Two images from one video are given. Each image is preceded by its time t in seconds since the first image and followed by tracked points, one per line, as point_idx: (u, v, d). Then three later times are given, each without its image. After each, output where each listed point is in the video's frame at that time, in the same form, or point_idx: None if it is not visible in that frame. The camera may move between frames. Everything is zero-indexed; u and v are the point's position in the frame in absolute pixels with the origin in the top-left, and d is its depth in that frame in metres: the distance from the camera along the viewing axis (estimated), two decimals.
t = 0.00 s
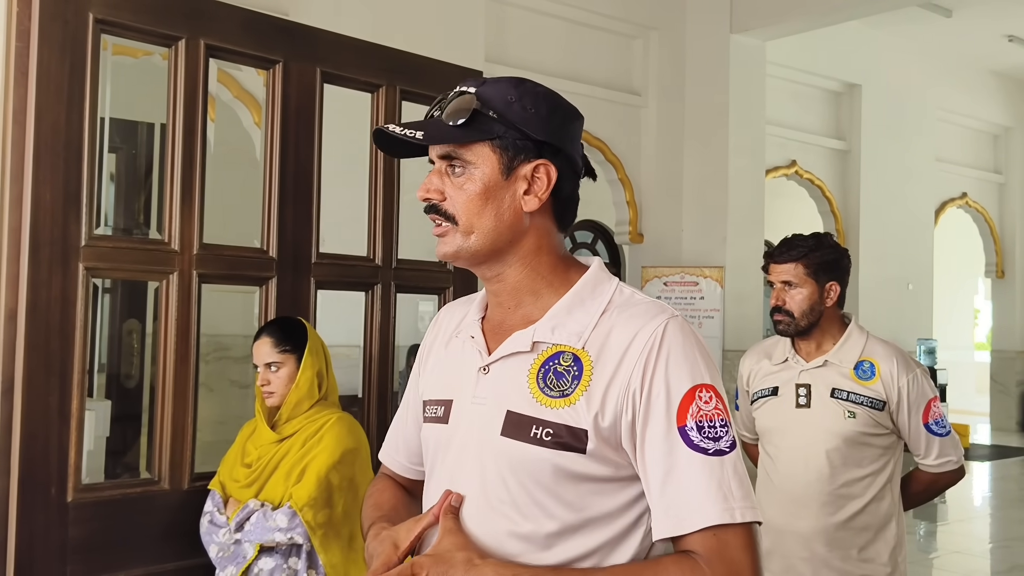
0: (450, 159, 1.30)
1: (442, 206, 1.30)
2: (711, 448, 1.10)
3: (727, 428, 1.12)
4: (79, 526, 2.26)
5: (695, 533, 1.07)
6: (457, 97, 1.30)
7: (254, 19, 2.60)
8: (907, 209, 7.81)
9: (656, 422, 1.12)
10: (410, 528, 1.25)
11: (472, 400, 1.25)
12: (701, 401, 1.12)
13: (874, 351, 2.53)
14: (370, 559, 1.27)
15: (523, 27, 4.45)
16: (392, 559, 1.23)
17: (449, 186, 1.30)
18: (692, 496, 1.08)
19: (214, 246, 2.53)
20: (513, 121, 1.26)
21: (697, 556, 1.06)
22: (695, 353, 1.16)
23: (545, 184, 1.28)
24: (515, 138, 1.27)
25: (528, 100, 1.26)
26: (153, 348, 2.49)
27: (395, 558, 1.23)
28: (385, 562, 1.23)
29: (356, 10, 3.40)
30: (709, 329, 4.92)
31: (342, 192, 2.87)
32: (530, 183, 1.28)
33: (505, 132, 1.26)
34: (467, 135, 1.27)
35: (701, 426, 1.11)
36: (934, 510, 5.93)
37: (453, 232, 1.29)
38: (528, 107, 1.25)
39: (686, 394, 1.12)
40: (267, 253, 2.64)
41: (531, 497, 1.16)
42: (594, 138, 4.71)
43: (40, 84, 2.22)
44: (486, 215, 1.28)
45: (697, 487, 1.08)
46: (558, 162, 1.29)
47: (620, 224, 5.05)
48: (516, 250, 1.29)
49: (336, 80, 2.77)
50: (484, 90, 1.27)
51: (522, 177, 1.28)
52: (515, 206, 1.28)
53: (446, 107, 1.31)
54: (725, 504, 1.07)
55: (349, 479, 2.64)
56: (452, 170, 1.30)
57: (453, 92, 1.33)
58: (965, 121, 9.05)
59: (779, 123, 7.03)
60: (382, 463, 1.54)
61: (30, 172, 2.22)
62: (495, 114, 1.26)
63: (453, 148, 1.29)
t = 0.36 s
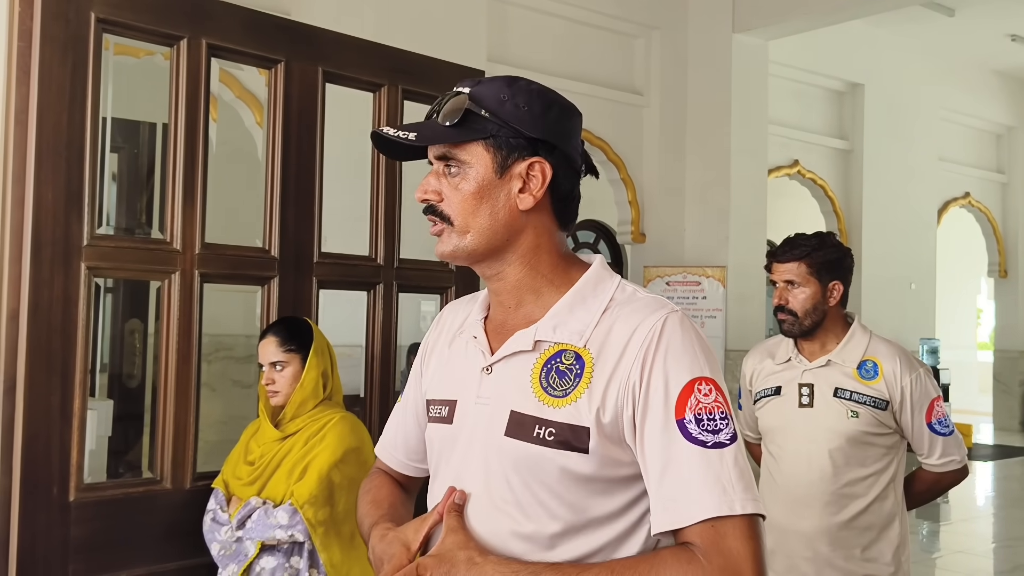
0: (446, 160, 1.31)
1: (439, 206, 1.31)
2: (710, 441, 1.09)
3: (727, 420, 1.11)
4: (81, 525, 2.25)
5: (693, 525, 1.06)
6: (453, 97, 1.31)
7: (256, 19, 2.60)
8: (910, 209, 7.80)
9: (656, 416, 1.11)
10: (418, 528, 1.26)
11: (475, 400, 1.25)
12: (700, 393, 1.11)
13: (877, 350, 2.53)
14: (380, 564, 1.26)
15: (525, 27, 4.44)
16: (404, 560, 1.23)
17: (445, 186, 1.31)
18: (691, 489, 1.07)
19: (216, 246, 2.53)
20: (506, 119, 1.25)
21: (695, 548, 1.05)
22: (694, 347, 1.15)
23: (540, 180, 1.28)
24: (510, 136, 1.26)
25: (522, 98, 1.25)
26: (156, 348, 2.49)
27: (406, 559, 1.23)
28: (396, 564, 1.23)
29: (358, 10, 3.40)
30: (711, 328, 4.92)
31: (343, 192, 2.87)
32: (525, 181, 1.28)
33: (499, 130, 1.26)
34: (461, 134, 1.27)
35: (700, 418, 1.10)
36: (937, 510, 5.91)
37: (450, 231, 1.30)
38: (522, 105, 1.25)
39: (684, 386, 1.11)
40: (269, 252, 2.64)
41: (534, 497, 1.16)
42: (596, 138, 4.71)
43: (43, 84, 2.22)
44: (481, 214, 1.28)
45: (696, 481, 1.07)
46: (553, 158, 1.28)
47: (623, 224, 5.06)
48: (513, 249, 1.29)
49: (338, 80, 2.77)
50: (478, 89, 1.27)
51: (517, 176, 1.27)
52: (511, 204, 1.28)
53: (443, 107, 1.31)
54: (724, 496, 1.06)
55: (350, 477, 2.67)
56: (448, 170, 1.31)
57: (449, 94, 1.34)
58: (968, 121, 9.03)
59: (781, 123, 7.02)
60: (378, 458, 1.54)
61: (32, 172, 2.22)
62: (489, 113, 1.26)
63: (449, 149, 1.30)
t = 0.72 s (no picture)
0: (455, 153, 1.31)
1: (446, 199, 1.31)
2: (712, 441, 1.09)
3: (729, 420, 1.10)
4: (84, 525, 2.25)
5: (694, 525, 1.06)
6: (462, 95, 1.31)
7: (259, 19, 2.60)
8: (912, 209, 7.78)
9: (658, 416, 1.11)
10: (419, 529, 1.25)
11: (477, 401, 1.25)
12: (702, 393, 1.11)
13: (880, 350, 2.52)
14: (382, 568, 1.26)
15: (527, 26, 4.44)
16: (406, 560, 1.23)
17: (453, 179, 1.31)
18: (693, 489, 1.07)
19: (218, 245, 2.53)
20: (518, 115, 1.26)
21: (696, 547, 1.05)
22: (696, 347, 1.15)
23: (550, 178, 1.28)
24: (521, 132, 1.27)
25: (532, 96, 1.26)
26: (158, 348, 2.49)
27: (408, 560, 1.23)
28: (398, 565, 1.22)
29: (361, 10, 3.40)
30: (714, 328, 4.91)
31: (345, 191, 2.87)
32: (535, 178, 1.28)
33: (511, 125, 1.27)
34: (472, 129, 1.28)
35: (701, 418, 1.10)
36: (940, 511, 5.90)
37: (456, 225, 1.30)
38: (534, 102, 1.25)
39: (686, 386, 1.11)
40: (271, 252, 2.64)
41: (536, 497, 1.16)
42: (599, 138, 4.71)
43: (45, 83, 2.22)
44: (489, 208, 1.28)
45: (697, 480, 1.07)
46: (563, 157, 1.29)
47: (625, 224, 5.08)
48: (516, 248, 1.29)
49: (340, 79, 2.77)
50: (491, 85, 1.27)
51: (527, 173, 1.28)
52: (519, 200, 1.28)
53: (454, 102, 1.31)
54: (725, 496, 1.05)
55: (353, 477, 2.66)
56: (456, 163, 1.31)
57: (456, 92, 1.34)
58: (971, 121, 9.02)
59: (784, 122, 7.01)
60: (377, 458, 1.54)
61: (34, 171, 2.22)
62: (501, 107, 1.26)
63: (458, 143, 1.30)
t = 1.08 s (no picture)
0: (472, 149, 1.30)
1: (461, 194, 1.30)
2: (715, 444, 1.08)
3: (732, 423, 1.10)
4: (84, 525, 2.25)
5: (696, 527, 1.06)
6: (478, 92, 1.30)
7: (259, 19, 2.60)
8: (913, 209, 7.78)
9: (660, 418, 1.11)
10: (419, 529, 1.25)
11: (479, 400, 1.25)
12: (705, 396, 1.11)
13: (882, 350, 2.52)
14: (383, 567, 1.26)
15: (528, 27, 4.44)
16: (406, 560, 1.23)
17: (469, 175, 1.30)
18: (694, 491, 1.07)
19: (219, 245, 2.53)
20: (540, 115, 1.26)
21: (697, 550, 1.05)
22: (698, 349, 1.15)
23: (567, 180, 1.29)
24: (540, 133, 1.28)
25: (552, 97, 1.27)
26: (159, 348, 2.49)
27: (408, 560, 1.23)
28: (398, 565, 1.22)
29: (362, 10, 3.40)
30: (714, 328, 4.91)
31: (345, 191, 2.87)
32: (552, 178, 1.29)
33: (531, 125, 1.27)
34: (492, 126, 1.27)
35: (704, 421, 1.09)
36: (940, 511, 5.90)
37: (470, 220, 1.29)
38: (554, 104, 1.26)
39: (689, 389, 1.11)
40: (271, 253, 2.64)
41: (537, 498, 1.16)
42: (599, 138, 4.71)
43: (46, 84, 2.22)
44: (506, 205, 1.28)
45: (699, 483, 1.07)
46: (580, 161, 1.30)
47: (626, 224, 5.09)
48: (527, 246, 1.29)
49: (340, 79, 2.77)
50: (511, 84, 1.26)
51: (545, 173, 1.29)
52: (536, 200, 1.29)
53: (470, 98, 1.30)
54: (727, 498, 1.05)
55: (352, 477, 2.65)
56: (473, 159, 1.30)
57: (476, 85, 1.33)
58: (971, 121, 9.01)
59: (785, 122, 7.01)
60: (380, 459, 1.54)
61: (34, 172, 2.22)
62: (523, 106, 1.26)
63: (475, 138, 1.29)
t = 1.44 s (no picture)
0: (486, 150, 1.29)
1: (475, 196, 1.29)
2: (714, 445, 1.08)
3: (731, 424, 1.10)
4: (83, 526, 2.25)
5: (696, 528, 1.06)
6: (488, 92, 1.28)
7: (259, 19, 2.60)
8: (913, 209, 7.78)
9: (659, 418, 1.11)
10: (417, 529, 1.25)
11: (478, 400, 1.25)
12: (704, 397, 1.11)
13: (881, 351, 2.52)
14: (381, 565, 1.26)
15: (527, 27, 4.44)
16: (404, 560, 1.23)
17: (483, 176, 1.29)
18: (693, 492, 1.07)
19: (218, 246, 2.53)
20: (554, 119, 1.28)
21: (696, 551, 1.05)
22: (697, 349, 1.14)
23: (578, 183, 1.31)
24: (553, 136, 1.28)
25: (565, 103, 1.29)
26: (158, 349, 2.49)
27: (405, 560, 1.23)
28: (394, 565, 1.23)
29: (361, 11, 3.40)
30: (714, 329, 4.91)
31: (344, 192, 2.86)
32: (564, 180, 1.30)
33: (546, 128, 1.27)
34: (512, 126, 1.26)
35: (703, 422, 1.09)
36: (939, 511, 5.90)
37: (486, 222, 1.28)
38: (567, 108, 1.29)
39: (688, 390, 1.11)
40: (270, 253, 2.64)
41: (536, 497, 1.16)
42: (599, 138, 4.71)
43: (45, 84, 2.22)
44: (523, 208, 1.27)
45: (698, 483, 1.07)
46: (588, 164, 1.33)
47: (625, 224, 5.08)
48: (539, 248, 1.30)
49: (339, 80, 2.77)
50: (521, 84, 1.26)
51: (558, 175, 1.30)
52: (550, 203, 1.29)
53: (479, 99, 1.28)
54: (727, 499, 1.05)
55: (352, 477, 2.65)
56: (486, 160, 1.29)
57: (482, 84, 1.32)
58: (970, 121, 9.01)
59: (784, 123, 7.01)
60: (378, 461, 1.53)
61: (32, 172, 2.22)
62: (541, 109, 1.27)
63: (490, 139, 1.28)
